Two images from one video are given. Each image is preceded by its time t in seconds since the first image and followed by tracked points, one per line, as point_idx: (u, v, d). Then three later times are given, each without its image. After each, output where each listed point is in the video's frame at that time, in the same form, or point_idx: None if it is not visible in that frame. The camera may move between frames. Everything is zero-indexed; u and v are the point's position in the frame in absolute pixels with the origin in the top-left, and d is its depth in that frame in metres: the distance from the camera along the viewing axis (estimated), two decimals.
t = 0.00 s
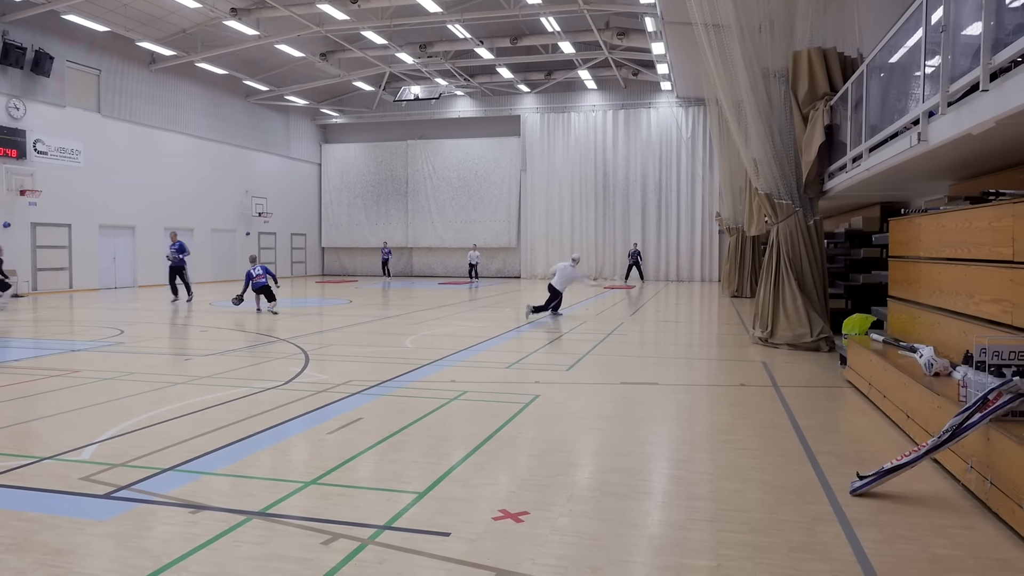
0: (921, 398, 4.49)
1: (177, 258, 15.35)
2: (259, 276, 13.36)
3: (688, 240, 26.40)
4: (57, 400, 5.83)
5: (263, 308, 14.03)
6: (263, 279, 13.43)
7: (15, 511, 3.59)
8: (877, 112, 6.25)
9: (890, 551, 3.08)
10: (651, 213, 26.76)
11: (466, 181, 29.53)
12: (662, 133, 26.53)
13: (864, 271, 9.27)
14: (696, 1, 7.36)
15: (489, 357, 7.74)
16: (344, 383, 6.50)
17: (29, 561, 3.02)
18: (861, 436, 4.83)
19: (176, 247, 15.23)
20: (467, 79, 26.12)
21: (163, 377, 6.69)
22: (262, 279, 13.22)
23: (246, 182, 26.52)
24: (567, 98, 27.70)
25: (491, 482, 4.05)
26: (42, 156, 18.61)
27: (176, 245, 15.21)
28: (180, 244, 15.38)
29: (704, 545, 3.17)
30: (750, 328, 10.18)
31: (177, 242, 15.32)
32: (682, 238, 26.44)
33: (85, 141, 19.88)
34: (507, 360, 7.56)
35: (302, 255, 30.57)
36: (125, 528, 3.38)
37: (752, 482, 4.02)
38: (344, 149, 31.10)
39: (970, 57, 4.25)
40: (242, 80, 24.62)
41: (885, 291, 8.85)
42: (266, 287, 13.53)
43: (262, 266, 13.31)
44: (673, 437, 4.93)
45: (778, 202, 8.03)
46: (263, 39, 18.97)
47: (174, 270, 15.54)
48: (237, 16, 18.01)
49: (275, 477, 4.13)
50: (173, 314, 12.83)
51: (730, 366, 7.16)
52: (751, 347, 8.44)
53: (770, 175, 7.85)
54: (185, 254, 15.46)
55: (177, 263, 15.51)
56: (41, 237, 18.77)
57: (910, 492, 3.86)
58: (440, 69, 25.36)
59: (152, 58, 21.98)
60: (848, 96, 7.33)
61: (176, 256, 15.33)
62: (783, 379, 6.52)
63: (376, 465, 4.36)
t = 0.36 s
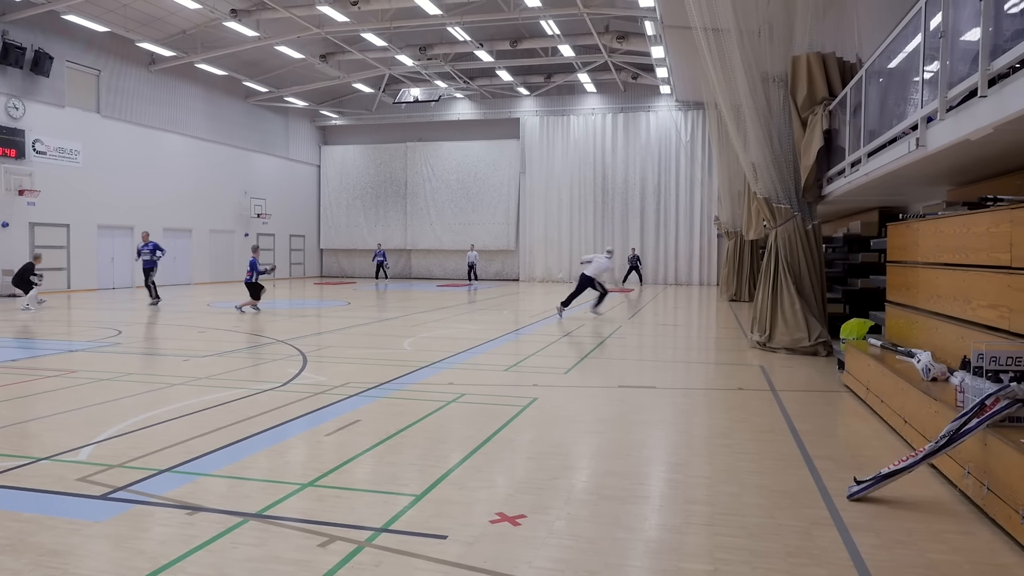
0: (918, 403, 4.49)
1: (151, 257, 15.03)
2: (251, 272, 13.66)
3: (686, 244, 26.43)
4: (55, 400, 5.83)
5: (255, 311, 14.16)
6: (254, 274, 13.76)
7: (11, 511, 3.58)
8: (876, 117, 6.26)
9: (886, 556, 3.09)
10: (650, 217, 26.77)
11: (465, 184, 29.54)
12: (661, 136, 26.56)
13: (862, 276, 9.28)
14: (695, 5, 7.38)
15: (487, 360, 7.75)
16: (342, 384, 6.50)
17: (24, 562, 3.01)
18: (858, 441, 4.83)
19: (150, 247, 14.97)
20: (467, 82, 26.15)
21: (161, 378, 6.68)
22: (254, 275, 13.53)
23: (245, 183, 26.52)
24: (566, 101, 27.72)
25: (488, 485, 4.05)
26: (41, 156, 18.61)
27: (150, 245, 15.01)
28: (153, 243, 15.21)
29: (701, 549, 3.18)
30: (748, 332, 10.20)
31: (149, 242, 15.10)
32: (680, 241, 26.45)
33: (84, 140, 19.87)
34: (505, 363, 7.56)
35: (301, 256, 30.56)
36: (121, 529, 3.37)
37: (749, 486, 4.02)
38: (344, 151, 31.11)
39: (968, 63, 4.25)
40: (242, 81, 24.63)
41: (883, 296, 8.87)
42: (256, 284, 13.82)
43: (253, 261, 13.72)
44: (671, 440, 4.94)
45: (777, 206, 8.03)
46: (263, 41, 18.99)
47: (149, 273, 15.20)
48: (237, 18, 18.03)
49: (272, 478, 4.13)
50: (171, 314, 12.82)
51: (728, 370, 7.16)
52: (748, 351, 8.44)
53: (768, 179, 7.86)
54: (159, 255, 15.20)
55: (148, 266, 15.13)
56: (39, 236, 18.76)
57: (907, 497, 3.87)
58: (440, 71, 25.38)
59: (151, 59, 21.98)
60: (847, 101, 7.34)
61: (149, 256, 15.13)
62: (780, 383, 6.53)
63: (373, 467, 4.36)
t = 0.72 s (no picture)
0: (919, 402, 4.49)
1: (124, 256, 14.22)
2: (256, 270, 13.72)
3: (688, 243, 26.41)
4: (56, 398, 5.83)
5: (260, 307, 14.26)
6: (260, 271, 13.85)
7: (13, 509, 3.59)
8: (877, 115, 6.25)
9: (887, 555, 3.09)
10: (651, 216, 26.74)
11: (466, 182, 29.52)
12: (663, 135, 26.53)
13: (864, 275, 9.27)
14: (697, 4, 7.37)
15: (488, 358, 7.75)
16: (344, 383, 6.50)
17: (26, 560, 3.02)
18: (860, 439, 4.83)
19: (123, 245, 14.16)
20: (468, 80, 26.13)
21: (162, 376, 6.68)
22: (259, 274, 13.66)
23: (246, 181, 26.52)
24: (568, 100, 27.68)
25: (489, 483, 4.06)
26: (42, 154, 18.62)
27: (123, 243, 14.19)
28: (127, 241, 14.45)
29: (702, 547, 3.18)
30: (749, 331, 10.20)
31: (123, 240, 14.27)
32: (682, 240, 26.43)
33: (86, 139, 19.89)
34: (506, 362, 7.56)
35: (302, 254, 30.58)
36: (123, 527, 3.38)
37: (749, 485, 4.02)
38: (345, 149, 31.09)
39: (970, 62, 4.25)
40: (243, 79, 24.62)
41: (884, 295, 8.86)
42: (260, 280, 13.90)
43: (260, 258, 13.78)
44: (672, 439, 4.94)
45: (778, 205, 8.02)
46: (264, 39, 18.96)
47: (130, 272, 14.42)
48: (239, 16, 18.01)
49: (274, 477, 4.13)
50: (172, 313, 12.81)
51: (729, 369, 7.16)
52: (750, 349, 8.43)
53: (770, 178, 7.85)
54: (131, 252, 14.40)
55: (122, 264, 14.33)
56: (41, 234, 18.77)
57: (908, 496, 3.87)
58: (441, 69, 25.35)
59: (152, 57, 21.98)
60: (848, 100, 7.33)
61: (122, 253, 14.30)
62: (782, 382, 6.53)
63: (374, 465, 4.36)
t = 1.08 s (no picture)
0: (917, 402, 4.49)
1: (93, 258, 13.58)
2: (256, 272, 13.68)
3: (686, 244, 26.43)
4: (53, 400, 5.81)
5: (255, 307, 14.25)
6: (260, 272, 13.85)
7: (11, 511, 3.59)
8: (874, 116, 6.26)
9: (885, 555, 3.10)
10: (649, 215, 26.77)
11: (465, 184, 29.52)
12: (661, 136, 26.54)
13: (861, 276, 9.29)
14: (694, 5, 7.37)
15: (486, 359, 7.76)
16: (342, 384, 6.50)
17: (23, 562, 3.01)
18: (857, 440, 4.84)
19: (91, 246, 13.61)
20: (466, 81, 26.16)
21: (160, 378, 6.67)
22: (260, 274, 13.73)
23: (244, 183, 26.51)
24: (566, 101, 27.71)
25: (488, 484, 4.06)
26: (39, 155, 18.59)
27: (91, 244, 13.64)
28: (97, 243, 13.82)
29: (699, 548, 3.18)
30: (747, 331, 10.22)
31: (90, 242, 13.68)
32: (679, 241, 26.46)
33: (83, 140, 19.85)
34: (504, 363, 7.56)
35: (300, 256, 30.58)
36: (120, 529, 3.37)
37: (747, 486, 4.02)
38: (343, 150, 31.09)
39: (966, 63, 4.27)
40: (241, 80, 24.63)
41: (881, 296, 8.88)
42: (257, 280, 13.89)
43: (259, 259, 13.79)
44: (670, 440, 4.94)
45: (775, 206, 8.03)
46: (262, 40, 18.96)
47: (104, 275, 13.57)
48: (237, 17, 18.01)
49: (272, 478, 4.13)
50: (170, 314, 12.79)
51: (728, 370, 7.17)
52: (747, 350, 8.44)
53: (767, 179, 7.87)
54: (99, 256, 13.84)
55: (89, 267, 13.64)
56: (38, 236, 18.75)
57: (905, 496, 3.87)
58: (439, 71, 25.36)
59: (150, 58, 21.95)
60: (846, 101, 7.34)
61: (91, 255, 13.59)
62: (779, 383, 6.54)
63: (371, 466, 4.36)
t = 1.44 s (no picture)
0: (916, 407, 4.49)
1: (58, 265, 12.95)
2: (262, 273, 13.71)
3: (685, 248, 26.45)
4: (53, 406, 5.81)
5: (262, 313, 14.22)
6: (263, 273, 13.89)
7: (10, 517, 3.58)
8: (873, 121, 6.28)
9: (885, 560, 3.09)
10: (648, 220, 26.80)
11: (464, 188, 29.54)
12: (659, 141, 26.58)
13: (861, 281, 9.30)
14: (693, 10, 7.39)
15: (485, 364, 7.75)
16: (341, 389, 6.49)
17: (21, 569, 2.99)
18: (856, 445, 4.84)
19: (54, 252, 12.97)
20: (466, 86, 26.24)
21: (159, 383, 6.66)
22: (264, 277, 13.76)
23: (244, 188, 26.52)
24: (565, 106, 27.76)
25: (487, 490, 4.05)
26: (38, 160, 18.61)
27: (55, 250, 12.98)
28: (60, 248, 13.18)
29: (699, 553, 3.18)
30: (746, 336, 10.22)
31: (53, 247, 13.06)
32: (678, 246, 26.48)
33: (82, 145, 19.85)
34: (503, 368, 7.56)
35: (299, 260, 30.58)
36: (119, 535, 3.36)
37: (746, 491, 4.02)
38: (343, 155, 31.13)
39: (964, 68, 4.28)
40: (241, 85, 24.66)
41: (880, 300, 8.89)
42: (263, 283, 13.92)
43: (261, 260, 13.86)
44: (669, 445, 4.94)
45: (774, 211, 8.05)
46: (261, 46, 19.01)
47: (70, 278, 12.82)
48: (236, 23, 18.05)
49: (271, 484, 4.13)
50: (169, 319, 12.78)
51: (727, 375, 7.17)
52: (747, 355, 8.45)
53: (766, 183, 7.88)
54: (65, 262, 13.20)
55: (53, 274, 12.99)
56: (38, 241, 18.75)
57: (905, 501, 3.87)
58: (439, 76, 25.38)
59: (149, 63, 21.95)
60: (844, 106, 7.36)
61: (55, 262, 12.95)
62: (779, 388, 6.53)
63: (371, 472, 4.36)
